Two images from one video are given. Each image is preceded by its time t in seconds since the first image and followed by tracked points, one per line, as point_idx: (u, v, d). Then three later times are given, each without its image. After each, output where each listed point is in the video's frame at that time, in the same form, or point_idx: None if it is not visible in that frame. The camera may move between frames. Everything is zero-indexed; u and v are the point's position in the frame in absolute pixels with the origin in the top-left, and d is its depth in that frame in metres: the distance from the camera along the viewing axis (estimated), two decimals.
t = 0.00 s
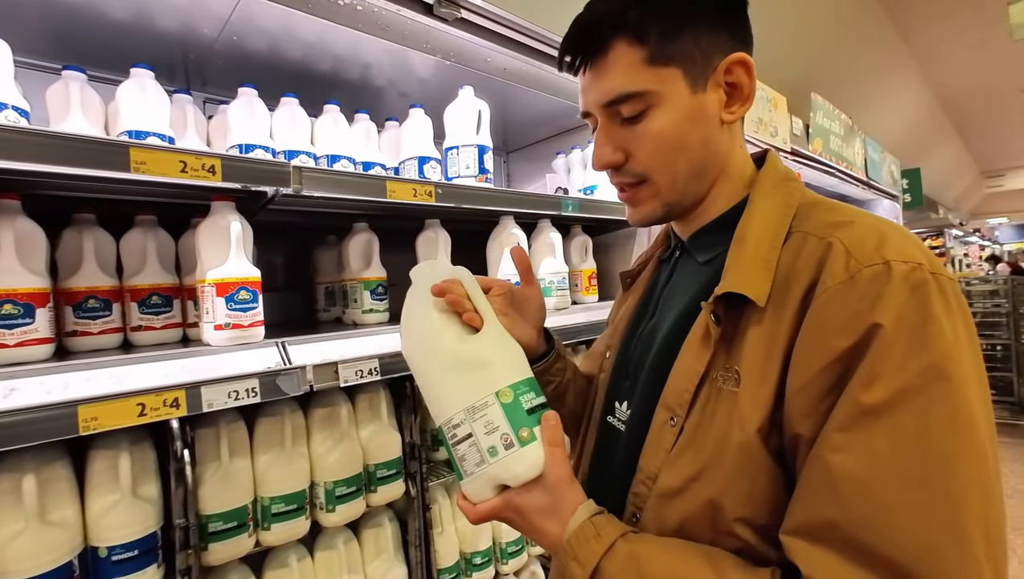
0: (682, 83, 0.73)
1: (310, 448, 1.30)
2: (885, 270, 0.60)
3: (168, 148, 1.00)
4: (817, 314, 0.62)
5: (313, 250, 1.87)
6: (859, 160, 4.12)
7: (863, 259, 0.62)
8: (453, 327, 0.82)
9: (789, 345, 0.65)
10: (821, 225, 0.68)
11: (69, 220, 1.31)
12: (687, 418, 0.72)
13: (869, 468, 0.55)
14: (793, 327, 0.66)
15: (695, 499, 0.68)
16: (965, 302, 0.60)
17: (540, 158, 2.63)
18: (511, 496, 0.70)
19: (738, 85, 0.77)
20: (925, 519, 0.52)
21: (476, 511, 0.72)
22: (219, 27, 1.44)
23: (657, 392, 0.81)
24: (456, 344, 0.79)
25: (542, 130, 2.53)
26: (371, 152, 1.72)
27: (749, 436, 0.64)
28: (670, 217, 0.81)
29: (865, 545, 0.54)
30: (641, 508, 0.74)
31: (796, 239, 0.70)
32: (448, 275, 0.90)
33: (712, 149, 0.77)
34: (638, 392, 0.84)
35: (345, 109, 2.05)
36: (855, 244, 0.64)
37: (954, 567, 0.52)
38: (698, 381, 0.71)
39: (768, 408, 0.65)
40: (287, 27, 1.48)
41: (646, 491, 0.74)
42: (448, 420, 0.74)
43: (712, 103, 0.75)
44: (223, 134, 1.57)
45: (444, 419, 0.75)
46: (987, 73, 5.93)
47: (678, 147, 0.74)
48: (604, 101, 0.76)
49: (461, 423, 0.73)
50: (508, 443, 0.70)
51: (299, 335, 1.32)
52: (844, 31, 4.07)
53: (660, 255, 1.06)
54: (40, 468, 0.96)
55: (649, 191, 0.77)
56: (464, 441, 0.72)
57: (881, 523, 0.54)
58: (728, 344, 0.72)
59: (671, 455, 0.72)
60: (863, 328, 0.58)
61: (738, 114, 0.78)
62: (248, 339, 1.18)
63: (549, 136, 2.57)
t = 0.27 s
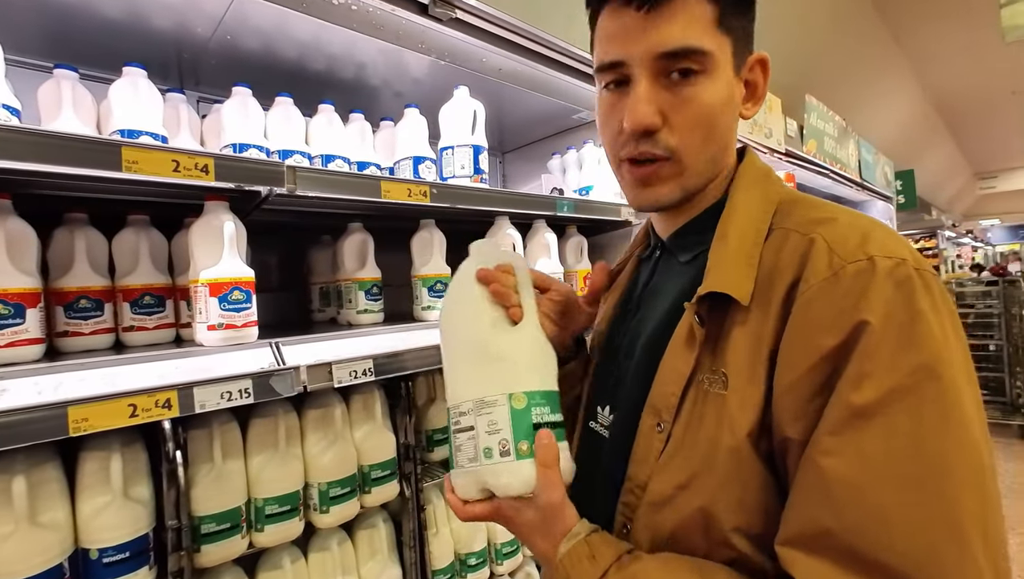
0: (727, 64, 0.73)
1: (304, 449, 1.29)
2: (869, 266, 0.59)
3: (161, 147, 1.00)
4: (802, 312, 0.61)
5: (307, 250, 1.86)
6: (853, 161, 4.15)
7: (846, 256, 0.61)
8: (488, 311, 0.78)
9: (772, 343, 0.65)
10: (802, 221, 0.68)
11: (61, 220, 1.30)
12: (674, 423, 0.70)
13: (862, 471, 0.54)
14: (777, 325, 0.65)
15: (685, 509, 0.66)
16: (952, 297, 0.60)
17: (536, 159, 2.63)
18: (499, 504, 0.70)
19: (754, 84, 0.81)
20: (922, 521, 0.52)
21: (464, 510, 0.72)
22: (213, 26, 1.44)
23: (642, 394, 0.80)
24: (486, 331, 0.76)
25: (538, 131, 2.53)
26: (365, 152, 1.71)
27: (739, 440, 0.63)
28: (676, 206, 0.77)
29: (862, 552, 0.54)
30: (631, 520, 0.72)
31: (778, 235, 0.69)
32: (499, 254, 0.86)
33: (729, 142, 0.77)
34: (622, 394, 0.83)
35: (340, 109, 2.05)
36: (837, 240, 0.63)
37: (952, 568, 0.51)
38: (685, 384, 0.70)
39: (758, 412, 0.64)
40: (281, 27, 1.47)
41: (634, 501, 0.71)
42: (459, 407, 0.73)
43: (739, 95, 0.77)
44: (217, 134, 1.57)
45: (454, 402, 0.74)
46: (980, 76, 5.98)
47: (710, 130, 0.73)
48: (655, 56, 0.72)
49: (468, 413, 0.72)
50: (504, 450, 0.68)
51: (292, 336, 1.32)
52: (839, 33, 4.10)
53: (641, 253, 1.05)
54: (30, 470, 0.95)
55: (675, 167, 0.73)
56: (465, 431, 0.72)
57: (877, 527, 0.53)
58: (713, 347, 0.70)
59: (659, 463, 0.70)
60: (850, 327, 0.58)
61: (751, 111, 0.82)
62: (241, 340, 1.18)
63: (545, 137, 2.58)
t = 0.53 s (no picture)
0: (737, 63, 0.75)
1: (299, 449, 1.29)
2: (884, 275, 0.59)
3: (156, 145, 0.99)
4: (820, 323, 0.61)
5: (303, 250, 1.86)
6: (847, 163, 4.18)
7: (857, 264, 0.61)
8: (499, 305, 0.77)
9: (785, 353, 0.65)
10: (804, 226, 0.68)
11: (54, 218, 1.29)
12: (676, 436, 0.69)
13: (895, 489, 0.53)
14: (783, 335, 0.65)
15: (704, 529, 0.65)
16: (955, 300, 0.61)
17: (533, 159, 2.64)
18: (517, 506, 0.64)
19: (755, 87, 0.82)
20: (961, 539, 0.51)
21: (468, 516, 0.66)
22: (209, 25, 1.43)
23: (639, 398, 0.80)
24: (502, 325, 0.74)
25: (535, 131, 2.54)
26: (361, 151, 1.71)
27: (757, 453, 0.63)
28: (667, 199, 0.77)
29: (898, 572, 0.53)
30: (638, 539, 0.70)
31: (775, 236, 0.70)
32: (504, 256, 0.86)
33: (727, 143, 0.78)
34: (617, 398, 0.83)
35: (337, 109, 2.05)
36: (845, 247, 0.63)
37: None
38: (686, 395, 0.69)
39: (774, 427, 0.64)
40: (277, 26, 1.47)
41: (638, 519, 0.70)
42: (478, 394, 0.68)
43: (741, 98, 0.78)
44: (212, 133, 1.56)
45: (469, 395, 0.69)
46: (972, 79, 6.03)
47: (714, 125, 0.73)
48: (674, 38, 0.72)
49: (489, 405, 0.67)
50: (535, 441, 0.63)
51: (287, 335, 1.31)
52: (833, 36, 4.13)
53: (625, 252, 1.05)
54: (22, 470, 0.95)
55: (673, 158, 0.73)
56: (487, 422, 0.66)
57: (915, 546, 0.52)
58: (714, 351, 0.70)
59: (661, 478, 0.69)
60: (870, 338, 0.57)
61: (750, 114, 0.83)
62: (236, 339, 1.17)
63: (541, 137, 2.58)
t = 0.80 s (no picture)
0: (735, 58, 0.74)
1: (293, 448, 1.29)
2: (899, 275, 0.60)
3: (150, 141, 0.99)
4: (839, 325, 0.61)
5: (299, 248, 1.85)
6: (842, 165, 4.20)
7: (872, 264, 0.62)
8: (496, 324, 0.72)
9: (799, 355, 0.66)
10: (813, 224, 0.69)
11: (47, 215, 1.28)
12: (688, 440, 0.69)
13: (922, 491, 0.54)
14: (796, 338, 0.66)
15: (720, 534, 0.65)
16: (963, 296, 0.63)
17: (529, 159, 2.64)
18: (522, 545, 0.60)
19: (753, 81, 0.82)
20: (987, 538, 0.52)
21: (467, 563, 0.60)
22: (204, 21, 1.42)
23: (644, 400, 0.80)
24: (500, 347, 0.70)
25: (531, 131, 2.54)
26: (358, 150, 1.71)
27: (774, 458, 0.63)
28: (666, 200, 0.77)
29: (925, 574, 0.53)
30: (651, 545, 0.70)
31: (783, 235, 0.71)
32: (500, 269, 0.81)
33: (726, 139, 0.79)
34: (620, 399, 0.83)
35: (333, 107, 2.04)
36: (858, 247, 0.64)
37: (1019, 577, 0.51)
38: (698, 399, 0.69)
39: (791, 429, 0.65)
40: (274, 23, 1.47)
41: (649, 527, 0.70)
42: (477, 417, 0.64)
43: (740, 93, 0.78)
44: (207, 130, 1.55)
45: (466, 420, 0.64)
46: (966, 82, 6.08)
47: (712, 121, 0.74)
48: (667, 36, 0.72)
49: (488, 435, 0.62)
50: (540, 472, 0.59)
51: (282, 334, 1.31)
52: (828, 38, 4.15)
53: (620, 251, 1.05)
54: (13, 468, 0.94)
55: (672, 157, 0.74)
56: (486, 449, 0.62)
57: (943, 547, 0.53)
58: (725, 356, 0.70)
59: (673, 485, 0.69)
60: (891, 338, 0.57)
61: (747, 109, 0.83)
62: (231, 337, 1.17)
63: (538, 137, 2.59)
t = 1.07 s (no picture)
0: (683, 65, 0.72)
1: (288, 448, 1.28)
2: (904, 277, 0.60)
3: (145, 140, 0.99)
4: (845, 325, 0.61)
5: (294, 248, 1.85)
6: (838, 168, 4.22)
7: (878, 265, 0.62)
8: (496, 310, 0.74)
9: (804, 354, 0.66)
10: (819, 226, 0.69)
11: (41, 214, 1.27)
12: (696, 436, 0.69)
13: (926, 485, 0.54)
14: (803, 337, 0.66)
15: (728, 526, 0.65)
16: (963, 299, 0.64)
17: (526, 161, 2.64)
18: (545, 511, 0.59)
19: (733, 78, 0.78)
20: (989, 530, 0.52)
21: (492, 532, 0.59)
22: (201, 20, 1.42)
23: (653, 400, 0.80)
24: (503, 331, 0.70)
25: (528, 132, 2.54)
26: (354, 150, 1.71)
27: (783, 454, 0.63)
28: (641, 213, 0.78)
29: (929, 565, 0.54)
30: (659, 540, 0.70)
31: (789, 236, 0.71)
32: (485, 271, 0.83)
33: (697, 142, 0.75)
34: (627, 399, 0.83)
35: (329, 107, 2.04)
36: (863, 249, 0.64)
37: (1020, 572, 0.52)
38: (706, 396, 0.69)
39: (797, 426, 0.65)
40: (270, 23, 1.46)
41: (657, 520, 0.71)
42: (492, 392, 0.63)
43: (702, 93, 0.74)
44: (203, 129, 1.55)
45: (482, 394, 0.63)
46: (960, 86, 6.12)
47: (665, 136, 0.72)
48: (597, 69, 0.72)
49: (505, 407, 0.62)
50: (560, 435, 0.60)
51: (277, 334, 1.30)
52: (824, 41, 4.17)
53: (626, 252, 1.05)
54: (5, 467, 0.93)
55: (633, 178, 0.74)
56: (505, 419, 0.61)
57: (946, 538, 0.53)
58: (733, 354, 0.70)
59: (681, 478, 0.69)
60: (897, 337, 0.58)
61: (728, 107, 0.79)
62: (226, 337, 1.16)
63: (535, 138, 2.59)
